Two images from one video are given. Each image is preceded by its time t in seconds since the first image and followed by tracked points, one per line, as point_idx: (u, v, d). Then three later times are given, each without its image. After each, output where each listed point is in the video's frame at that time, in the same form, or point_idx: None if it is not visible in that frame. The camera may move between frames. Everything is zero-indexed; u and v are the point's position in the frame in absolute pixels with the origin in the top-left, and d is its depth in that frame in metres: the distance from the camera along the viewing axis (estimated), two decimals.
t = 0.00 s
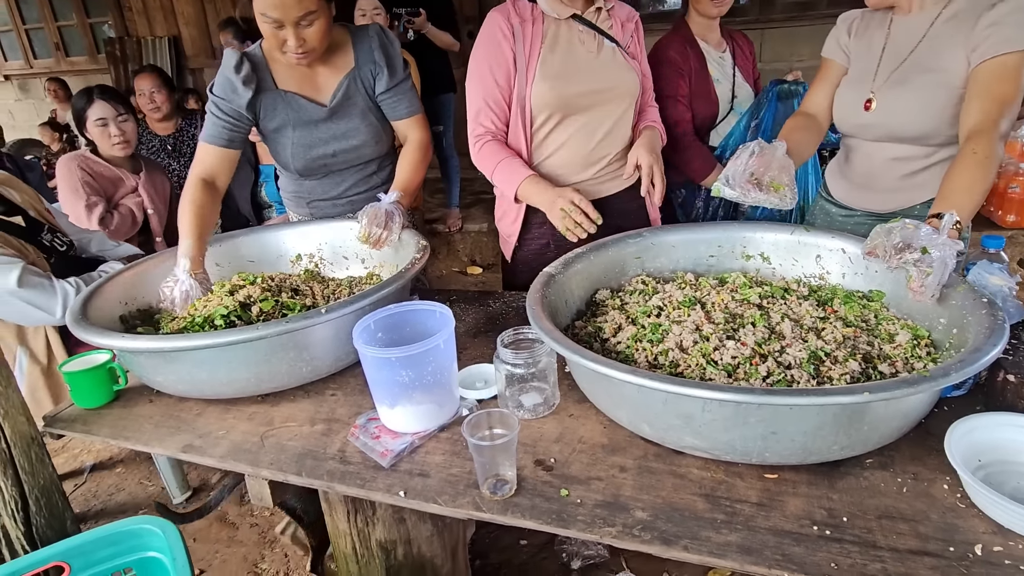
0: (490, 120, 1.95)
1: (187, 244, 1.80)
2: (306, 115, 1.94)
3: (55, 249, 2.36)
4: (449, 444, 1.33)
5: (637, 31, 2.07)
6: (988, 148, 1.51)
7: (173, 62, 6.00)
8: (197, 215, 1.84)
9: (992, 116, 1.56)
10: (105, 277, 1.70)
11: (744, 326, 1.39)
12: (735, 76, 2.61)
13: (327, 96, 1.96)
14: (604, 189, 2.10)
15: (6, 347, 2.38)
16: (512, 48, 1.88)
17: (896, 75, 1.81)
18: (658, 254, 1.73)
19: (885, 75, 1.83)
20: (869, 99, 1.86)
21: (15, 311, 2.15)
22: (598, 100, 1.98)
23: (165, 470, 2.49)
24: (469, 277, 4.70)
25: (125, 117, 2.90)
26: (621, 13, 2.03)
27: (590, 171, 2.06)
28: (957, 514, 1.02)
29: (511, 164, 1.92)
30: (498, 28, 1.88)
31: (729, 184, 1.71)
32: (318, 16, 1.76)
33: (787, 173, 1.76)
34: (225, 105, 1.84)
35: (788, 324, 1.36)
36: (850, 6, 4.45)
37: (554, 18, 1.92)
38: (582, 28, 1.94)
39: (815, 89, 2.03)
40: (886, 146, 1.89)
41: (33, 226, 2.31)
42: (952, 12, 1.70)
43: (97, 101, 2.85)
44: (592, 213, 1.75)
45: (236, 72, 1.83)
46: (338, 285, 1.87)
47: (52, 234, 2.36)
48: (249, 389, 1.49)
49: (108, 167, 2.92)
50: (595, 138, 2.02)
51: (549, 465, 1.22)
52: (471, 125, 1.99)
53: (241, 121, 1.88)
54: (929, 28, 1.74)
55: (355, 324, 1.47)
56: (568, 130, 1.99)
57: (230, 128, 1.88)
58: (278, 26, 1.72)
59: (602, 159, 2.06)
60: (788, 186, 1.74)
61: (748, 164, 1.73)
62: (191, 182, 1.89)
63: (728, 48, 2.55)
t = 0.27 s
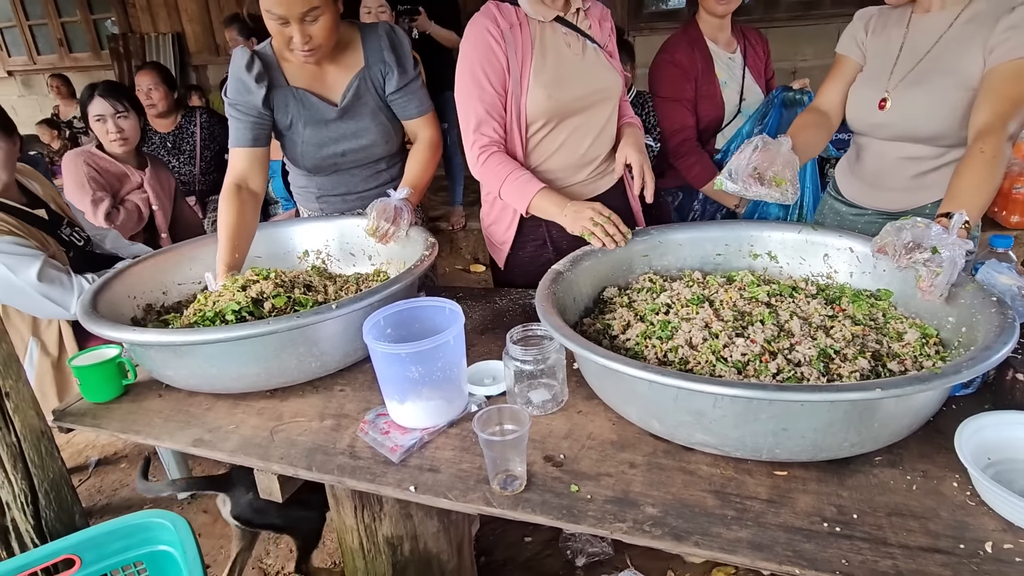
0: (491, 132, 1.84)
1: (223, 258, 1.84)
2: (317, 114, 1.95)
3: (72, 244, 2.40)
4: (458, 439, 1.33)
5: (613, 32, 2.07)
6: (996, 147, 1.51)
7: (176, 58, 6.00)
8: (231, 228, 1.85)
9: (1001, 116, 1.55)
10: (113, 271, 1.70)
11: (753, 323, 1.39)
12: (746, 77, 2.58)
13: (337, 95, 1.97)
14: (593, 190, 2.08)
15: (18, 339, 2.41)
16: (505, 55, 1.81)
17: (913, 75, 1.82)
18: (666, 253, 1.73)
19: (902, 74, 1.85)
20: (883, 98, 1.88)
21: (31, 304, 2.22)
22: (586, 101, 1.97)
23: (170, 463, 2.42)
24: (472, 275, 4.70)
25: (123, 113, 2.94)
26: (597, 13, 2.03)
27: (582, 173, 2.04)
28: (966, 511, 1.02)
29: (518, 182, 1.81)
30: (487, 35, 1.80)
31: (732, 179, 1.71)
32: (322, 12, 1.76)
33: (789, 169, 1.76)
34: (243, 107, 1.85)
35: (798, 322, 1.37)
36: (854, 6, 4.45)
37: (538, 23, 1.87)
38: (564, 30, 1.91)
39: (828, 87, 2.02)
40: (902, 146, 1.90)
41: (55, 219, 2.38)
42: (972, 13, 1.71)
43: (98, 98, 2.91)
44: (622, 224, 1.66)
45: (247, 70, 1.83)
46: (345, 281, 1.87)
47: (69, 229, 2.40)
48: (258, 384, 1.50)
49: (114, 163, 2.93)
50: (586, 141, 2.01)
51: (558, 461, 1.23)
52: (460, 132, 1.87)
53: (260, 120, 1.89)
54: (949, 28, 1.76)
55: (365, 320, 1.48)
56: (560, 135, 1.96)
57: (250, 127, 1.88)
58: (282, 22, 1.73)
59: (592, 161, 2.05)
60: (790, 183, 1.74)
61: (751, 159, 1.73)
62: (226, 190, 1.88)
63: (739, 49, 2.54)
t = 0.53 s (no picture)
0: (487, 135, 1.82)
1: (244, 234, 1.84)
2: (307, 107, 1.95)
3: (87, 236, 2.38)
4: (459, 434, 1.33)
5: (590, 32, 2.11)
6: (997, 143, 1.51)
7: (174, 55, 5.99)
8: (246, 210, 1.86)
9: (1002, 115, 1.56)
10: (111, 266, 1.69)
11: (754, 318, 1.39)
12: (741, 76, 2.56)
13: (327, 87, 1.96)
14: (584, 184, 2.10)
15: (35, 323, 2.35)
16: (499, 55, 1.79)
17: (919, 72, 1.82)
18: (666, 248, 1.73)
19: (908, 71, 1.85)
20: (889, 95, 1.88)
21: (51, 291, 2.13)
22: (574, 99, 1.98)
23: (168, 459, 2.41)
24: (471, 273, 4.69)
25: (116, 108, 2.86)
26: (578, 9, 2.07)
27: (573, 170, 2.06)
28: (968, 505, 1.02)
29: (516, 185, 1.78)
30: (482, 37, 1.77)
31: (725, 173, 1.74)
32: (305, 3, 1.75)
33: (782, 163, 1.74)
34: (236, 100, 1.86)
35: (799, 317, 1.37)
36: (853, 5, 4.45)
37: (528, 22, 1.87)
38: (552, 28, 1.91)
39: (832, 82, 2.01)
40: (905, 142, 1.91)
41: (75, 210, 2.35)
42: (981, 11, 1.72)
43: (92, 92, 2.85)
44: (623, 223, 1.63)
45: (238, 62, 1.84)
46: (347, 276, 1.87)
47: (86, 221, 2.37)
48: (258, 379, 1.50)
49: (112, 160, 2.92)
50: (576, 140, 2.03)
51: (559, 455, 1.23)
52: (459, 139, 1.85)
53: (252, 111, 1.89)
54: (956, 25, 1.75)
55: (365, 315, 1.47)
56: (553, 136, 1.98)
57: (245, 118, 1.89)
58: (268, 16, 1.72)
59: (582, 160, 2.07)
60: (781, 176, 1.73)
61: (746, 154, 1.74)
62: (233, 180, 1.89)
63: (738, 48, 2.53)
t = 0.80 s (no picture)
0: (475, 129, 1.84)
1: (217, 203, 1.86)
2: (287, 110, 1.95)
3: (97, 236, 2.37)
4: (452, 433, 1.33)
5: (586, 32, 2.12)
6: (991, 143, 1.52)
7: (170, 54, 5.97)
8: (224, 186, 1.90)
9: (997, 113, 1.57)
10: (103, 268, 1.68)
11: (748, 317, 1.39)
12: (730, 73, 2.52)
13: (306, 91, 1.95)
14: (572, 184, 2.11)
15: (42, 313, 2.31)
16: (493, 54, 1.80)
17: (915, 71, 1.82)
18: (661, 247, 1.72)
19: (904, 70, 1.85)
20: (886, 95, 1.87)
21: (63, 285, 2.09)
22: (568, 99, 1.98)
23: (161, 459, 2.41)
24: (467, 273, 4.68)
25: (104, 106, 2.82)
26: (574, 9, 2.07)
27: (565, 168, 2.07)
28: (961, 503, 1.02)
29: (498, 172, 1.81)
30: (473, 33, 1.78)
31: (716, 174, 1.76)
32: (284, 4, 1.73)
33: (774, 162, 1.74)
34: (220, 97, 1.89)
35: (792, 315, 1.36)
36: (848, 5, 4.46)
37: (522, 21, 1.87)
38: (547, 27, 1.91)
39: (825, 81, 2.00)
40: (902, 142, 1.91)
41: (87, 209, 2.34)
42: (977, 9, 1.72)
43: (79, 89, 2.80)
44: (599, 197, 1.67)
45: (223, 61, 1.86)
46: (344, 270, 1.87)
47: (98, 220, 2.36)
48: (251, 379, 1.49)
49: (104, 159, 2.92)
50: (569, 138, 2.04)
51: (553, 454, 1.22)
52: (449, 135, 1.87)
53: (231, 111, 1.91)
54: (953, 24, 1.75)
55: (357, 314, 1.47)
56: (547, 134, 1.99)
57: (230, 117, 1.92)
58: (247, 17, 1.71)
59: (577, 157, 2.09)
60: (773, 175, 1.73)
61: (735, 155, 1.74)
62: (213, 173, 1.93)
63: (729, 44, 2.49)
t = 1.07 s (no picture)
0: (470, 117, 1.92)
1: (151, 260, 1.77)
2: (277, 133, 1.91)
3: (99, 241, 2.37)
4: (441, 437, 1.33)
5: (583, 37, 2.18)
6: (976, 148, 1.54)
7: (163, 55, 5.95)
8: (166, 234, 1.79)
9: (983, 118, 1.59)
10: (92, 273, 1.68)
11: (736, 321, 1.39)
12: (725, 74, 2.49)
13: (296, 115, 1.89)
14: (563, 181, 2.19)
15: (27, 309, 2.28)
16: (488, 48, 1.89)
17: (905, 77, 1.83)
18: (651, 250, 1.73)
19: (894, 76, 1.86)
20: (877, 101, 1.88)
21: (50, 282, 2.07)
22: (559, 99, 2.05)
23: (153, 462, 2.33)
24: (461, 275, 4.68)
25: (89, 105, 2.83)
26: (570, 16, 2.15)
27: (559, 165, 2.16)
28: (945, 506, 1.03)
29: (482, 147, 1.86)
30: (472, 29, 1.88)
31: (715, 185, 1.75)
32: (269, 29, 1.62)
33: (776, 168, 1.74)
34: (200, 114, 1.80)
35: (780, 319, 1.37)
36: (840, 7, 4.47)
37: (520, 20, 1.96)
38: (544, 30, 2.00)
39: (815, 86, 2.00)
40: (890, 146, 1.92)
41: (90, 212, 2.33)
42: (965, 15, 1.73)
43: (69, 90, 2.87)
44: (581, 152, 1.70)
45: (209, 79, 1.77)
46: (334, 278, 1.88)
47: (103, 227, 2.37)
48: (240, 385, 1.49)
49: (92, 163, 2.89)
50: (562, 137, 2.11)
51: (541, 459, 1.23)
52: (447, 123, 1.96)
53: (213, 130, 1.83)
54: (942, 29, 1.77)
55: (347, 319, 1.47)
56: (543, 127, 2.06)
57: (212, 138, 1.84)
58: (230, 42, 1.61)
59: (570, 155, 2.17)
60: (775, 181, 1.74)
61: (734, 164, 1.74)
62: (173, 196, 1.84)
63: (725, 46, 2.44)
